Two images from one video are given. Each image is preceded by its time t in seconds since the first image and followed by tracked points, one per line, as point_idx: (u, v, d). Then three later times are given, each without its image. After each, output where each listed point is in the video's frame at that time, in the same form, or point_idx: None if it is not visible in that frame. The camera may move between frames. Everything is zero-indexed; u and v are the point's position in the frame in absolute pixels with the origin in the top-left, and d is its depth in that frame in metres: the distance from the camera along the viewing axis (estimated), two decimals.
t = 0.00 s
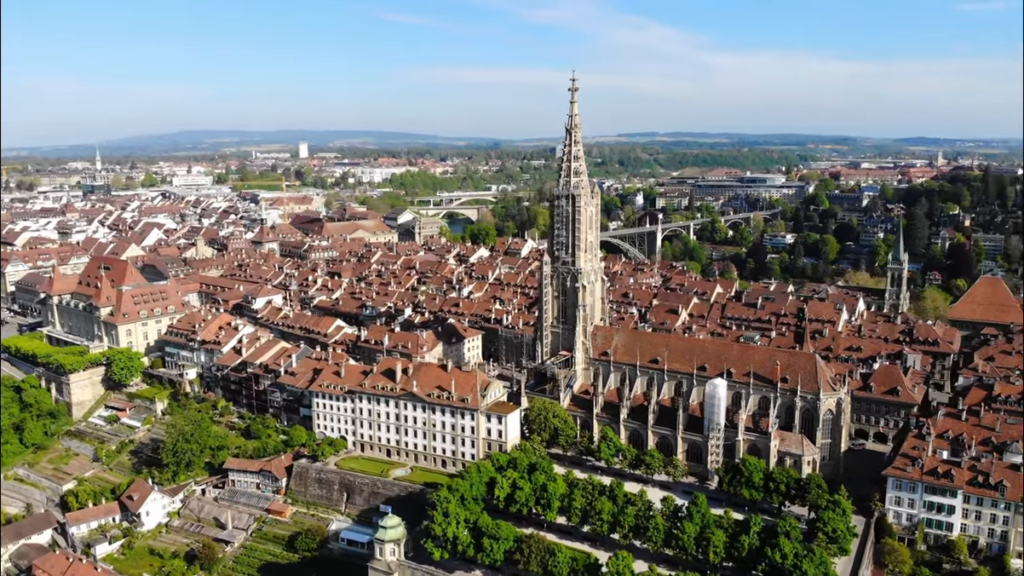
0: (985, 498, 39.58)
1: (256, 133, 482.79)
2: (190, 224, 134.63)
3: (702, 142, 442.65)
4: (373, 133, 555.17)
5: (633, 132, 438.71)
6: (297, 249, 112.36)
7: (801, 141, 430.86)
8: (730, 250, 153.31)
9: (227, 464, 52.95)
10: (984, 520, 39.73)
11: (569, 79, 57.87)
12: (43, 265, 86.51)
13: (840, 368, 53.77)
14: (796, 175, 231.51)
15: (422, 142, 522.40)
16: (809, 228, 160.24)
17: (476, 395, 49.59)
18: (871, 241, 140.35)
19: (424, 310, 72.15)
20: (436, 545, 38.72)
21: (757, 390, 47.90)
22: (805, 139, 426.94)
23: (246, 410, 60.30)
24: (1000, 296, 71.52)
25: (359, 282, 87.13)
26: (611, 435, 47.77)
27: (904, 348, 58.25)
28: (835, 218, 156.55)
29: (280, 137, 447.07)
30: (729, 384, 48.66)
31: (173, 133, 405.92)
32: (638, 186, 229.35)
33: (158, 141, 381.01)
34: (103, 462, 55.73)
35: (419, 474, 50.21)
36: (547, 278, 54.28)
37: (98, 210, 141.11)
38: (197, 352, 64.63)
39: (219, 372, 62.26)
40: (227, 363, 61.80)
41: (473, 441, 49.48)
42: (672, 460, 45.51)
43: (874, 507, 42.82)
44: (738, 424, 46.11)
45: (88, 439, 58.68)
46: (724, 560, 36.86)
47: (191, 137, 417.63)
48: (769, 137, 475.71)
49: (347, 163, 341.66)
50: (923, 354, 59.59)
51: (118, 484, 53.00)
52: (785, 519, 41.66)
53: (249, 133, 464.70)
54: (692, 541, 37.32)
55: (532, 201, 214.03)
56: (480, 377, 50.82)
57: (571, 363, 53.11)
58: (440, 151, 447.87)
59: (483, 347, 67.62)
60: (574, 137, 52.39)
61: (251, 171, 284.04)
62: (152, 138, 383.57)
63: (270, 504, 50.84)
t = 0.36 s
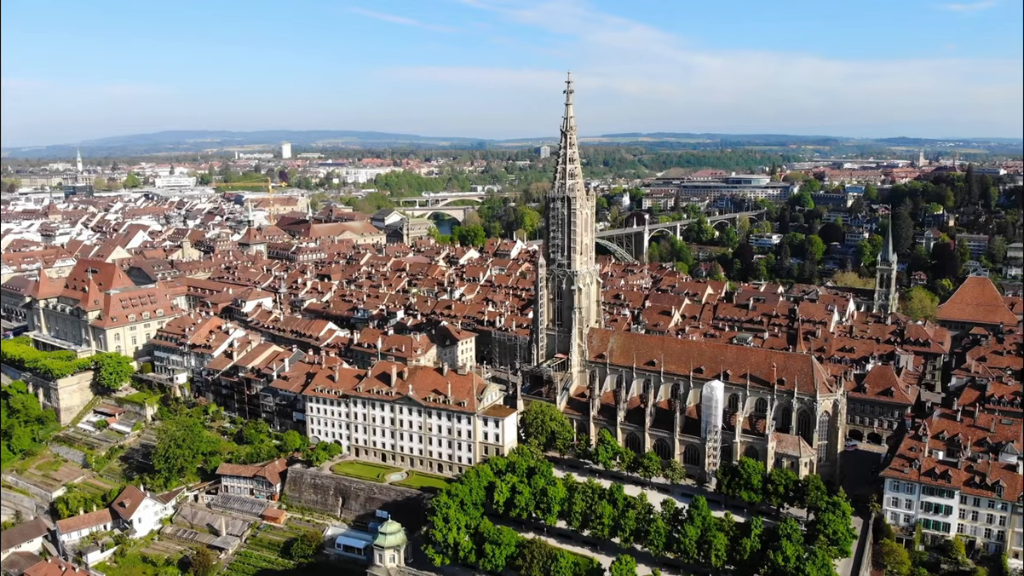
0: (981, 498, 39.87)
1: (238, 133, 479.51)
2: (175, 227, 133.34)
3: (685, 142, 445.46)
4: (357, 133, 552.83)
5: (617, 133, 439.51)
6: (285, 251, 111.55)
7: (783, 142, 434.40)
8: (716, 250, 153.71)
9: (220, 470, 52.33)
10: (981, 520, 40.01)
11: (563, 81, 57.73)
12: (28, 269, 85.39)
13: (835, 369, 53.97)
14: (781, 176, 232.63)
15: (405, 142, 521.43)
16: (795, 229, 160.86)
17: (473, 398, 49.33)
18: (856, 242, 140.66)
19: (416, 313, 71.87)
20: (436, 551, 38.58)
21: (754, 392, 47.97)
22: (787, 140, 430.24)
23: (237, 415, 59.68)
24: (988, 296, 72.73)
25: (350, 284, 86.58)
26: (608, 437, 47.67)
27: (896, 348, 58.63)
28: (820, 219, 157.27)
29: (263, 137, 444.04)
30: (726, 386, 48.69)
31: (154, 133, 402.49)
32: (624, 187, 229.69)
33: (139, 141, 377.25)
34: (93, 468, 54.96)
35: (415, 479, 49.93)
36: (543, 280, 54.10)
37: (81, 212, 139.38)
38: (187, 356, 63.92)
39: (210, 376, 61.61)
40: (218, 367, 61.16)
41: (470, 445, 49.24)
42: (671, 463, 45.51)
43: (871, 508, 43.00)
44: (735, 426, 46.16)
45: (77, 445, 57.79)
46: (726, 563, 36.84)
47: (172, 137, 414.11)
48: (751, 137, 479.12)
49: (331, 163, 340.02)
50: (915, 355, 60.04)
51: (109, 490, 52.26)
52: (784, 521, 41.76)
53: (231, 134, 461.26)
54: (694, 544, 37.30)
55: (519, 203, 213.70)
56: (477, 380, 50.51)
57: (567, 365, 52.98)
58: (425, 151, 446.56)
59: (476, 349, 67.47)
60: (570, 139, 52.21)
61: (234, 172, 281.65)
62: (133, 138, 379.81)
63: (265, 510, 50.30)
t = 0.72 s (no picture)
0: (978, 499, 40.14)
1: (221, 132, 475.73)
2: (160, 228, 131.94)
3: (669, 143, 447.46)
4: (340, 133, 550.40)
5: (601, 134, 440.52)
6: (272, 253, 110.76)
7: (766, 142, 437.65)
8: (703, 251, 154.13)
9: (213, 476, 51.78)
10: (978, 520, 40.28)
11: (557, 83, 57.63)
12: (12, 271, 84.11)
13: (829, 370, 54.20)
14: (766, 177, 233.90)
15: (389, 142, 519.73)
16: (781, 229, 161.59)
17: (470, 402, 49.06)
18: (842, 242, 141.40)
19: (408, 315, 71.62)
20: (437, 557, 38.52)
21: (751, 394, 48.07)
22: (770, 140, 433.56)
23: (229, 419, 59.08)
24: (977, 296, 73.20)
25: (340, 287, 86.11)
26: (606, 440, 47.60)
27: (888, 349, 59.01)
28: (806, 219, 158.16)
29: (247, 138, 440.93)
30: (723, 389, 48.73)
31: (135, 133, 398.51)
32: (611, 187, 230.11)
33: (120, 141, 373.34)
34: (83, 475, 54.20)
35: (412, 483, 49.65)
36: (538, 283, 53.95)
37: (64, 213, 137.60)
38: (177, 360, 63.24)
39: (201, 380, 60.97)
40: (209, 372, 60.56)
41: (467, 449, 49.04)
42: (669, 465, 45.50)
43: (868, 509, 43.19)
44: (733, 429, 46.19)
45: (66, 450, 56.90)
46: (727, 566, 36.88)
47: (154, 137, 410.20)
48: (734, 137, 482.42)
49: (315, 164, 338.14)
50: (907, 356, 60.49)
51: (100, 497, 51.53)
52: (783, 523, 41.86)
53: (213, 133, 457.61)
54: (695, 548, 37.29)
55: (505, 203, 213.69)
56: (473, 383, 50.28)
57: (563, 368, 52.80)
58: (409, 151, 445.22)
59: (469, 352, 67.28)
60: (565, 142, 52.14)
61: (217, 173, 279.36)
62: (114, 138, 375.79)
63: (259, 516, 49.81)
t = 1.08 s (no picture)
0: (976, 499, 40.35)
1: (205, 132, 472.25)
2: (146, 230, 130.59)
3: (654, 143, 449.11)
4: (325, 133, 548.31)
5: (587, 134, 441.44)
6: (261, 254, 109.96)
7: (750, 143, 440.89)
8: (691, 251, 154.71)
9: (206, 481, 51.20)
10: (975, 520, 40.48)
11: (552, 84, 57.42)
12: None
13: (823, 371, 54.44)
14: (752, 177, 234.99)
15: (374, 142, 518.36)
16: (768, 229, 162.20)
17: (467, 405, 48.87)
18: (830, 242, 142.07)
19: (401, 317, 71.39)
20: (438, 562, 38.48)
21: (748, 396, 48.17)
22: (754, 140, 436.34)
23: (222, 423, 58.52)
24: (966, 296, 73.89)
25: (331, 289, 85.63)
26: (604, 443, 47.53)
27: (880, 350, 59.36)
28: (792, 219, 158.95)
29: (231, 138, 437.70)
30: (719, 390, 48.81)
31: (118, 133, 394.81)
32: (598, 188, 230.43)
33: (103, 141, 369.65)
34: (73, 480, 53.30)
35: (408, 487, 49.38)
36: (534, 285, 53.85)
37: (48, 215, 135.90)
38: (168, 364, 62.63)
39: (193, 385, 60.41)
40: (202, 376, 60.00)
41: (463, 452, 48.81)
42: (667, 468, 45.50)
43: (866, 510, 43.31)
44: (730, 430, 46.27)
45: (56, 456, 55.97)
46: (728, 568, 36.93)
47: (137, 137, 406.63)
48: (718, 137, 485.41)
49: (301, 164, 336.58)
50: (899, 356, 60.93)
51: (92, 503, 50.76)
52: (782, 524, 41.95)
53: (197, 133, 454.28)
54: (697, 551, 37.30)
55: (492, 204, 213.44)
56: (470, 387, 50.08)
57: (560, 370, 52.78)
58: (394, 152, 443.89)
59: (463, 354, 67.09)
60: (561, 144, 51.96)
61: (202, 173, 277.15)
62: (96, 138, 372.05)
63: (254, 521, 49.33)
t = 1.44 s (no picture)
0: (972, 500, 40.56)
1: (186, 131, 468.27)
2: (130, 231, 129.21)
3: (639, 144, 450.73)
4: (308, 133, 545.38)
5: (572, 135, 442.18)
6: (249, 256, 109.07)
7: (733, 143, 444.09)
8: (678, 252, 155.15)
9: (199, 487, 50.60)
10: (972, 521, 40.71)
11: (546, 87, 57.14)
12: None
13: (818, 371, 54.61)
14: (737, 178, 236.01)
15: (357, 142, 516.45)
16: (754, 230, 162.80)
17: (464, 409, 48.64)
18: (815, 243, 142.57)
19: (393, 320, 71.04)
20: (438, 568, 38.38)
21: (745, 398, 48.19)
22: (737, 140, 438.98)
23: (214, 428, 57.91)
24: (955, 296, 75.56)
25: (321, 292, 85.07)
26: (601, 446, 47.42)
27: (873, 351, 59.69)
28: (778, 220, 159.76)
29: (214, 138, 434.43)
30: (716, 393, 48.82)
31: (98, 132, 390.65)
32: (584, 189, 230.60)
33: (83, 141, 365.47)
34: (63, 487, 52.59)
35: (405, 492, 49.05)
36: (530, 288, 53.75)
37: (30, 216, 134.13)
38: (158, 369, 61.89)
39: (184, 389, 59.75)
40: (192, 380, 59.36)
41: (460, 456, 48.56)
42: (665, 471, 45.48)
43: (864, 511, 43.43)
44: (727, 432, 46.33)
45: (45, 462, 55.48)
46: (730, 572, 37.00)
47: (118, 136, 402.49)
48: (701, 138, 488.25)
49: (284, 165, 334.40)
50: (892, 357, 61.36)
51: (83, 510, 50.00)
52: (781, 526, 42.04)
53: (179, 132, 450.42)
54: (698, 554, 37.30)
55: (478, 205, 213.05)
56: (466, 390, 49.81)
57: (556, 373, 52.71)
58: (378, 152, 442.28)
59: (456, 357, 66.83)
60: (556, 147, 51.76)
61: (184, 173, 274.52)
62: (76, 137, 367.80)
63: (249, 528, 48.79)
